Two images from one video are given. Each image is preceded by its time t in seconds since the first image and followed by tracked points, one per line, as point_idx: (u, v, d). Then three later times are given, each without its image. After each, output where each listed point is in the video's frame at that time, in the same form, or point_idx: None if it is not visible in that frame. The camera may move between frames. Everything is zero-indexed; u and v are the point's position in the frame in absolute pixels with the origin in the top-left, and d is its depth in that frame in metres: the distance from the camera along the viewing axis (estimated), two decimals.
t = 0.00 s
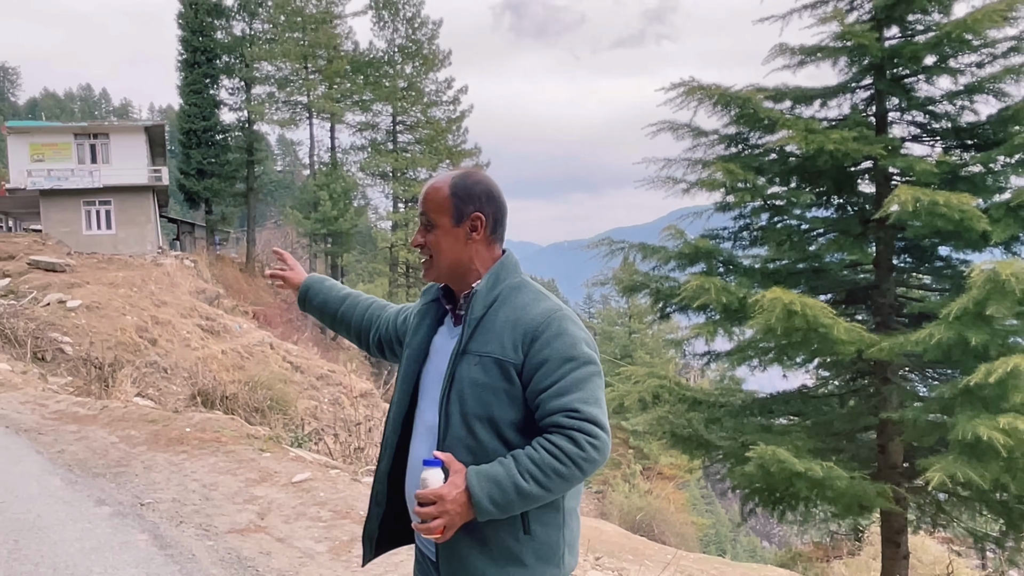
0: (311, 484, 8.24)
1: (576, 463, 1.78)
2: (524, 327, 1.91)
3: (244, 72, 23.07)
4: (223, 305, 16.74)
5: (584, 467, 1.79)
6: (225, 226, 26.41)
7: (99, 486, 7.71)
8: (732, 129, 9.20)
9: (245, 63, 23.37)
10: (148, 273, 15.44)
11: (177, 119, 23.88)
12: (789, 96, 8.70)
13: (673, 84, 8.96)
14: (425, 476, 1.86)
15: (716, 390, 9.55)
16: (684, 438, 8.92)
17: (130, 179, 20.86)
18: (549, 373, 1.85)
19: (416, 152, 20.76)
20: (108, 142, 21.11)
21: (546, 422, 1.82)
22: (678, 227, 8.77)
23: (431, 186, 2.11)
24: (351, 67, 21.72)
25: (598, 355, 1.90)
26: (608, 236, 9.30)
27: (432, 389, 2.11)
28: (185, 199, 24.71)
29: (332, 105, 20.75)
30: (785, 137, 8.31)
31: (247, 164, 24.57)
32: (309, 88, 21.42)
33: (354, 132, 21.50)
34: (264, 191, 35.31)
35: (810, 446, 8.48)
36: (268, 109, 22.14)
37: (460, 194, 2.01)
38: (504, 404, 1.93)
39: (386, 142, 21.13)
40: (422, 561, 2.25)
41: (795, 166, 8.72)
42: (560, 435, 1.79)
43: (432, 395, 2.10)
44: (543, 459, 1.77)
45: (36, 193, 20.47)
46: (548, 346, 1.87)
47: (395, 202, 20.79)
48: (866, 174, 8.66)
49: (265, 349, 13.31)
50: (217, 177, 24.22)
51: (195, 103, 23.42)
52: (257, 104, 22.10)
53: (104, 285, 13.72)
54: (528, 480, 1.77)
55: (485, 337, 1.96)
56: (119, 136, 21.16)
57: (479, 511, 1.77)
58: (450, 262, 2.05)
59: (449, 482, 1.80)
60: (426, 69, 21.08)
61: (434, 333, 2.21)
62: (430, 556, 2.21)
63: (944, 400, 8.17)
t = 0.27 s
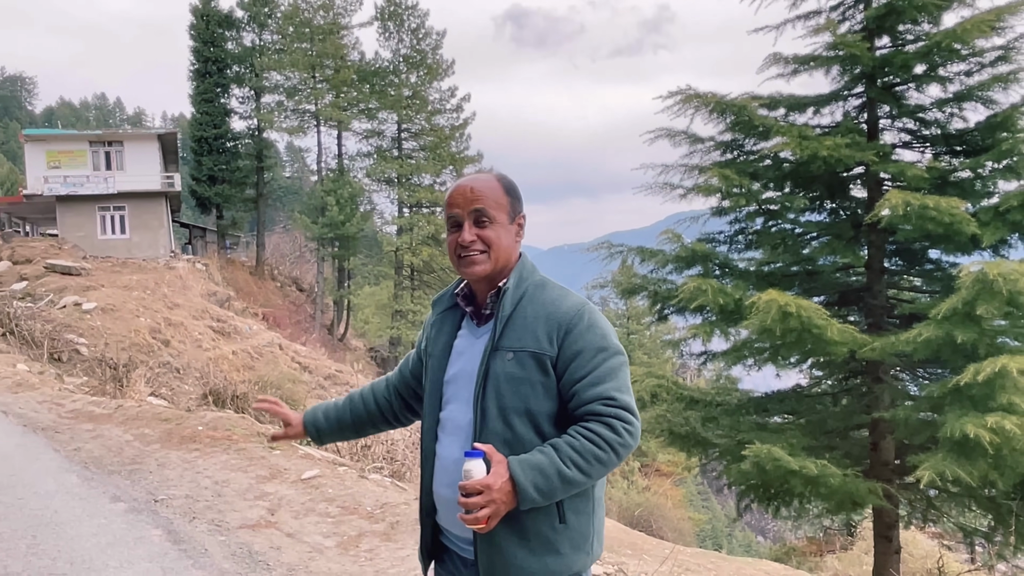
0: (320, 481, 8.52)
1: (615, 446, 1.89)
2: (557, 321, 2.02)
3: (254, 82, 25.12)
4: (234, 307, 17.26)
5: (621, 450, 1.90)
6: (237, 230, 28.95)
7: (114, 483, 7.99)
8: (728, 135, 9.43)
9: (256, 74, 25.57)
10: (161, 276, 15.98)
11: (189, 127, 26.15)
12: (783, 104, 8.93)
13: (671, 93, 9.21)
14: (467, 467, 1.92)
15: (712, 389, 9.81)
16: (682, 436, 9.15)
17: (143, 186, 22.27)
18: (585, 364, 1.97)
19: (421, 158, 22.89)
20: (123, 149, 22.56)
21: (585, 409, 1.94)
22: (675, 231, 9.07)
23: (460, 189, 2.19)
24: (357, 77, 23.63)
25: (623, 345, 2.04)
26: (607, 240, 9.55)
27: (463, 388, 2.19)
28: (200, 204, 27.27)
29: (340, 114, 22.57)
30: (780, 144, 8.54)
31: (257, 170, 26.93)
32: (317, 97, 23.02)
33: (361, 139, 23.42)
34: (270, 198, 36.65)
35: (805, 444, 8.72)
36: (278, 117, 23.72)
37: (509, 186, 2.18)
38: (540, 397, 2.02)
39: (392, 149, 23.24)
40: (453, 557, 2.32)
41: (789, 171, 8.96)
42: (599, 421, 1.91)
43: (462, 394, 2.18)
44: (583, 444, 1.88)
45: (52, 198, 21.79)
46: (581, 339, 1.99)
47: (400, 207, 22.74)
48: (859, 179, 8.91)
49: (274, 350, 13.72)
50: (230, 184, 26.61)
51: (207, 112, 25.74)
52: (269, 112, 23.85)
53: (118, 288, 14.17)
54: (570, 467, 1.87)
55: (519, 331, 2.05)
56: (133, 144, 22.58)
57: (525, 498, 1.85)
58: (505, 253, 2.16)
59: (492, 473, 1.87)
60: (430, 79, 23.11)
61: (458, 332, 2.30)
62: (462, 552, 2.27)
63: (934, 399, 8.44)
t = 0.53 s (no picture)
0: (336, 469, 9.21)
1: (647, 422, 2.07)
2: (586, 311, 2.15)
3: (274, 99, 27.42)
4: (256, 307, 18.19)
5: (646, 426, 2.08)
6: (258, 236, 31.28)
7: (146, 471, 8.71)
8: (715, 147, 10.13)
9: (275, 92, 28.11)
10: (189, 279, 16.88)
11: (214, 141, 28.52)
12: (766, 118, 9.61)
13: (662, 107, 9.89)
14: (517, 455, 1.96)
15: (700, 383, 10.52)
16: (672, 427, 9.82)
17: (173, 195, 25.40)
18: (615, 349, 2.12)
19: (430, 169, 24.27)
20: (153, 161, 25.75)
21: (619, 393, 2.09)
22: (666, 236, 9.74)
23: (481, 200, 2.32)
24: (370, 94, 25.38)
25: (629, 335, 2.21)
26: (602, 245, 10.30)
27: (492, 384, 2.24)
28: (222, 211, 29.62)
29: (353, 128, 24.39)
30: (763, 155, 9.23)
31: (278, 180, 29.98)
32: (332, 112, 24.99)
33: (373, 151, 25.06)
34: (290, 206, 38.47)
35: (786, 434, 9.39)
36: (296, 131, 25.75)
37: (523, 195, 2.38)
38: (573, 385, 2.12)
39: (402, 160, 24.69)
40: (483, 549, 2.35)
41: (772, 180, 9.64)
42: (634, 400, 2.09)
43: (493, 389, 2.23)
44: (621, 423, 2.03)
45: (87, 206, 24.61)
46: (606, 328, 2.15)
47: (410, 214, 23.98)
48: (836, 189, 9.58)
49: (294, 347, 14.55)
50: (251, 193, 29.02)
51: (231, 127, 28.22)
52: (288, 126, 25.81)
53: (148, 289, 15.10)
54: (611, 447, 2.01)
55: (551, 324, 2.14)
56: (163, 158, 25.71)
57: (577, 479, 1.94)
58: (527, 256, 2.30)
59: (542, 458, 1.94)
60: (438, 95, 24.37)
61: (478, 330, 2.34)
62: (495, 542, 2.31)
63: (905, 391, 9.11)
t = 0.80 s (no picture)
0: (355, 452, 10.24)
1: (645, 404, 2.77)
2: (592, 316, 2.83)
3: (300, 117, 29.75)
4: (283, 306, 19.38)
5: (651, 408, 2.79)
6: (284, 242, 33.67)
7: (184, 455, 9.75)
8: (698, 160, 11.13)
9: (301, 110, 30.48)
10: (222, 281, 17.92)
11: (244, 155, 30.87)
12: (743, 134, 10.63)
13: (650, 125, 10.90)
14: (546, 440, 2.55)
15: (685, 373, 11.55)
16: (659, 415, 10.84)
17: (205, 204, 28.49)
18: (616, 346, 2.82)
19: (439, 181, 25.32)
20: (189, 175, 28.98)
21: (620, 380, 2.79)
22: (654, 242, 10.88)
23: (495, 211, 2.94)
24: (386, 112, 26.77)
25: (633, 328, 2.95)
26: (596, 249, 11.35)
27: (515, 378, 2.88)
28: (252, 219, 32.08)
29: (371, 143, 25.79)
30: (741, 168, 10.23)
31: (301, 191, 32.25)
32: (351, 130, 26.38)
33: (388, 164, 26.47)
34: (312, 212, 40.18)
35: (762, 420, 10.40)
36: (319, 147, 27.49)
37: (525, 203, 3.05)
38: (585, 376, 2.79)
39: (416, 173, 25.79)
40: (508, 521, 2.94)
41: (749, 191, 10.66)
42: (632, 386, 2.79)
43: (516, 383, 2.86)
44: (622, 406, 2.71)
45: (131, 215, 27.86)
46: (609, 328, 2.85)
47: (422, 222, 25.19)
48: (807, 199, 10.60)
49: (317, 343, 15.68)
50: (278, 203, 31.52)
51: (259, 143, 30.50)
52: (311, 143, 27.59)
53: (183, 289, 16.30)
54: (623, 429, 2.67)
55: (565, 327, 2.81)
56: (197, 170, 29.00)
57: (594, 453, 2.58)
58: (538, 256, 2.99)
59: (569, 443, 2.55)
60: (447, 113, 25.44)
61: (498, 336, 2.98)
62: (519, 514, 2.91)
63: (869, 381, 10.09)
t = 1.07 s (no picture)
0: (365, 446, 10.70)
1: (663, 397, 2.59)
2: (606, 307, 2.62)
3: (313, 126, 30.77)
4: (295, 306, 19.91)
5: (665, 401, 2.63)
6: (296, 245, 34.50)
7: (202, 448, 10.23)
8: (694, 165, 11.55)
9: (313, 119, 31.40)
10: (237, 281, 18.47)
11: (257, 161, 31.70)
12: (738, 140, 11.04)
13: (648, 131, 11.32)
14: (565, 434, 2.37)
15: (682, 370, 11.97)
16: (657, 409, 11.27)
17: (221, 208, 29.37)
18: (632, 338, 2.62)
19: (445, 185, 25.88)
20: (205, 178, 29.83)
21: (628, 377, 2.60)
22: (652, 244, 11.32)
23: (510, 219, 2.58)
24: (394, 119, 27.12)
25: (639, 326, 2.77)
26: (596, 250, 11.78)
27: (530, 370, 2.61)
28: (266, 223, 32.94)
29: (379, 149, 26.31)
30: (736, 173, 10.65)
31: (313, 197, 32.91)
32: (361, 137, 26.78)
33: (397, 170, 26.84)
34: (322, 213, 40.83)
35: (756, 415, 10.81)
36: (329, 153, 27.61)
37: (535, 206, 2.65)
38: (600, 371, 2.56)
39: (423, 177, 26.29)
40: (523, 517, 2.67)
41: (744, 194, 11.06)
42: (649, 379, 2.60)
43: (532, 376, 2.60)
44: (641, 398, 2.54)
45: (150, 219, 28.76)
46: (621, 322, 2.65)
47: (429, 225, 25.74)
48: (800, 202, 10.99)
49: (329, 341, 16.18)
50: (291, 208, 32.36)
51: (273, 150, 31.40)
52: (322, 149, 27.82)
53: (199, 289, 16.84)
54: (640, 422, 2.51)
55: (579, 319, 2.57)
56: (214, 176, 29.81)
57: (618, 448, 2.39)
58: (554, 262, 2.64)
59: (587, 435, 2.37)
60: (453, 121, 26.11)
61: (510, 326, 2.70)
62: (534, 511, 2.65)
63: (859, 377, 10.49)
